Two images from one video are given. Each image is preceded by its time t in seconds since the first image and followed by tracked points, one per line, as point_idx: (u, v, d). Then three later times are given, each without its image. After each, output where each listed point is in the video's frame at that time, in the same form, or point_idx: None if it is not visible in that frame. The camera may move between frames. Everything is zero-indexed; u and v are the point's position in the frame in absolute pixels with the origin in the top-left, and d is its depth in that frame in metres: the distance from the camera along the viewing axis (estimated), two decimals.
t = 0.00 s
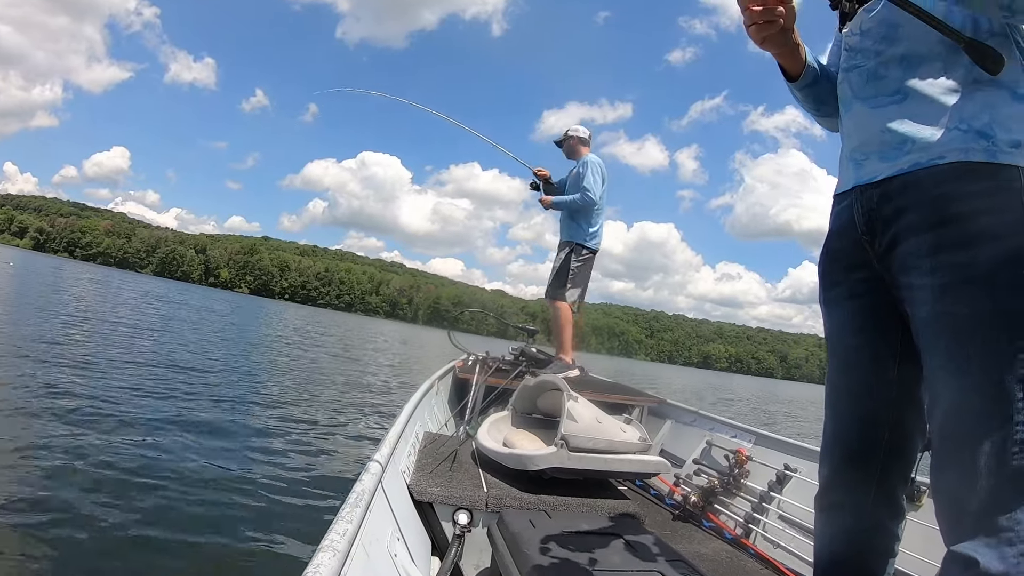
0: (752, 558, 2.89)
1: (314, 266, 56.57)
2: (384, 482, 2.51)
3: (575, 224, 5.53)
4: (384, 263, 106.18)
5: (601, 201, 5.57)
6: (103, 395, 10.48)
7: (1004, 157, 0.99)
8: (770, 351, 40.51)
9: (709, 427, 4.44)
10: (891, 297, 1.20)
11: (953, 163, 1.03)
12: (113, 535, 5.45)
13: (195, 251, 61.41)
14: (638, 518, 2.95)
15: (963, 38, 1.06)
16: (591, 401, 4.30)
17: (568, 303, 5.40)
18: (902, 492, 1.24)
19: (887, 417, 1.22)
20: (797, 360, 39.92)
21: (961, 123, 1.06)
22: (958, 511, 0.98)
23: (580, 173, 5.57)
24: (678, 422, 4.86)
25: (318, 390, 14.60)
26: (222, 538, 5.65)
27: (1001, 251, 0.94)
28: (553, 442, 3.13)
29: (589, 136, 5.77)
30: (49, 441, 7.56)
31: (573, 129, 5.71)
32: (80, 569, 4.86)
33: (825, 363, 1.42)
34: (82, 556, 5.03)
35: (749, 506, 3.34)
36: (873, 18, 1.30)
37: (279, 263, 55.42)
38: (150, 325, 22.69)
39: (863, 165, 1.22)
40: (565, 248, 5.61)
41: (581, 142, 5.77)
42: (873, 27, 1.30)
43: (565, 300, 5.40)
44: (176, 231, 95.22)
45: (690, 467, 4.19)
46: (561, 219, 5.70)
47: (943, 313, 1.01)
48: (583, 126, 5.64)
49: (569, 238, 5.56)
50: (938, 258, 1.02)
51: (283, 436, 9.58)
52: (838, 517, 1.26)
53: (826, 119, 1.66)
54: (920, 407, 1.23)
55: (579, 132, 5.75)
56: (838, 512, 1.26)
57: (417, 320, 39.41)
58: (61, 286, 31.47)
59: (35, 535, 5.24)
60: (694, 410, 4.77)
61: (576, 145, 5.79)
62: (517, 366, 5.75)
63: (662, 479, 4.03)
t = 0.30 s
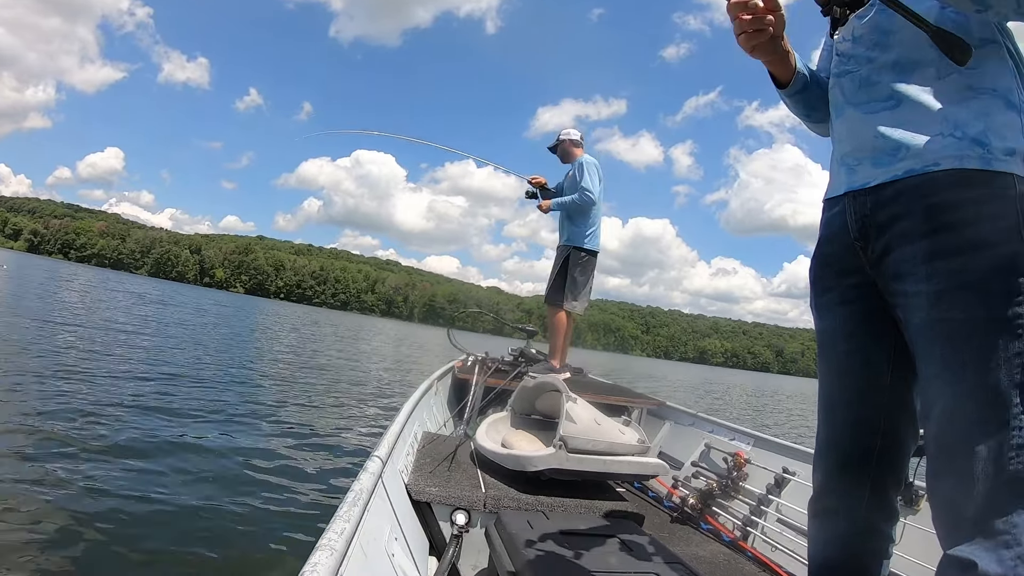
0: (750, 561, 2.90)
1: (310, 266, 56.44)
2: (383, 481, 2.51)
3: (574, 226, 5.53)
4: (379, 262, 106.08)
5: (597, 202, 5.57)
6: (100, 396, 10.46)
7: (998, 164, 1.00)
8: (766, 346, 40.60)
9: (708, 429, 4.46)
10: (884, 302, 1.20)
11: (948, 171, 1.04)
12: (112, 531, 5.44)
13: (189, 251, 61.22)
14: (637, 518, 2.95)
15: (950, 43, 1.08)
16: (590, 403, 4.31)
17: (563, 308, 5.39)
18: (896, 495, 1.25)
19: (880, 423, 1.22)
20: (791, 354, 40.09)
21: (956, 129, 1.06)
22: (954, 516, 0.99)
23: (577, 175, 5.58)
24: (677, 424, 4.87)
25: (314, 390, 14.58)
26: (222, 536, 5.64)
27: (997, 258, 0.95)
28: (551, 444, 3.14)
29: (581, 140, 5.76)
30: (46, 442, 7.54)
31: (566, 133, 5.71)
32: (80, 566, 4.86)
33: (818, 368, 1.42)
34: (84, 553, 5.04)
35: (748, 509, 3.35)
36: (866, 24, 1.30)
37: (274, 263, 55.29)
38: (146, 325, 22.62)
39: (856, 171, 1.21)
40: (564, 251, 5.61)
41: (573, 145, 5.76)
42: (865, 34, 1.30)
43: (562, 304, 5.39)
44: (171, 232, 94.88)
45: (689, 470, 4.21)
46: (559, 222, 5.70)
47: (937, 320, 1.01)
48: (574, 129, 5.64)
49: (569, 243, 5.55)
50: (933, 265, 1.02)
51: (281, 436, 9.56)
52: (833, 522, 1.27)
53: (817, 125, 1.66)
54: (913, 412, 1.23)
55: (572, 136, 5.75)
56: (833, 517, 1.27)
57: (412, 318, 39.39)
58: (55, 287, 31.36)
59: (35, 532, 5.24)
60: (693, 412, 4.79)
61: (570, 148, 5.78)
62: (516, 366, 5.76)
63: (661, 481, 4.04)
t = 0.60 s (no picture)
0: (757, 551, 2.91)
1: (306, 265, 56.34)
2: (389, 482, 2.52)
3: (574, 222, 5.53)
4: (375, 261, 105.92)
5: (597, 198, 5.57)
6: (99, 398, 10.43)
7: (1004, 152, 1.01)
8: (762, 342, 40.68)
9: (713, 422, 4.48)
10: (891, 290, 1.21)
11: (953, 159, 1.04)
12: (115, 536, 5.44)
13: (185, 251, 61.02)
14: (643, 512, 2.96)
15: (955, 35, 1.09)
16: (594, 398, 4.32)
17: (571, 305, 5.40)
18: (904, 481, 1.26)
19: (887, 411, 1.23)
20: (787, 350, 40.22)
21: (962, 119, 1.06)
22: (962, 499, 0.99)
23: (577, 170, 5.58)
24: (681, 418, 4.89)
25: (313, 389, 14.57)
26: (224, 539, 5.64)
27: (1003, 243, 0.96)
28: (556, 440, 3.14)
29: (585, 131, 5.76)
30: (46, 445, 7.52)
31: (569, 124, 5.70)
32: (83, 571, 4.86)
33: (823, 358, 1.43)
34: (87, 558, 5.04)
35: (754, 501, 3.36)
36: (871, 16, 1.30)
37: (270, 262, 55.13)
38: (141, 326, 22.53)
39: (862, 160, 1.22)
40: (564, 247, 5.61)
41: (577, 136, 5.76)
42: (870, 26, 1.30)
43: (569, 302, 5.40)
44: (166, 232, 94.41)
45: (694, 463, 4.23)
46: (559, 218, 5.69)
47: (945, 304, 1.02)
48: (578, 120, 5.64)
49: (570, 238, 5.55)
50: (941, 250, 1.03)
51: (281, 436, 9.56)
52: (841, 510, 1.27)
53: (815, 114, 1.67)
54: (919, 399, 1.24)
55: (575, 127, 5.74)
56: (842, 505, 1.27)
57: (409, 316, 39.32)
58: (50, 288, 31.20)
59: (37, 537, 5.23)
60: (697, 406, 4.81)
61: (573, 139, 5.78)
62: (518, 364, 5.78)
63: (667, 475, 4.05)
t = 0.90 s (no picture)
0: (763, 544, 2.93)
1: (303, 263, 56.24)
2: (394, 481, 2.51)
3: (572, 218, 5.53)
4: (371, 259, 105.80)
5: (597, 194, 5.58)
6: (96, 396, 10.38)
7: (1006, 143, 1.01)
8: (758, 342, 40.79)
9: (716, 416, 4.50)
10: (897, 281, 1.22)
11: (957, 150, 1.05)
12: (115, 534, 5.43)
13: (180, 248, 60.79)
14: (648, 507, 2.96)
15: (956, 32, 1.11)
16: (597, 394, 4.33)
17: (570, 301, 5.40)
18: (911, 472, 1.26)
19: (893, 401, 1.24)
20: (782, 351, 40.30)
21: (966, 110, 1.07)
22: (966, 487, 1.00)
23: (577, 164, 5.58)
24: (685, 412, 4.91)
25: (311, 387, 14.55)
26: (224, 537, 5.64)
27: (1005, 232, 0.97)
28: (561, 435, 3.15)
29: (587, 124, 5.76)
30: (43, 443, 7.49)
31: (570, 117, 5.70)
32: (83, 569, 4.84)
33: (829, 350, 1.43)
34: (87, 555, 5.03)
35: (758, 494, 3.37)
36: (876, 10, 1.31)
37: (266, 260, 54.98)
38: (137, 324, 22.43)
39: (867, 152, 1.22)
40: (562, 242, 5.62)
41: (579, 129, 5.76)
42: (875, 19, 1.31)
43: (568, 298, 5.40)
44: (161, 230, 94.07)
45: (698, 457, 4.25)
46: (559, 213, 5.69)
47: (949, 292, 1.03)
48: (579, 113, 5.64)
49: (568, 234, 5.55)
50: (945, 239, 1.04)
51: (279, 434, 9.55)
52: (848, 500, 1.28)
53: (813, 98, 1.68)
54: (925, 389, 1.25)
55: (576, 119, 5.74)
56: (848, 496, 1.28)
57: (406, 315, 39.30)
58: (45, 286, 31.04)
59: (36, 535, 5.22)
60: (700, 399, 4.83)
61: (574, 132, 5.78)
62: (521, 362, 5.78)
63: (671, 469, 4.06)
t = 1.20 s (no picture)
0: (761, 546, 2.93)
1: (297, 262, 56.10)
2: (392, 480, 2.51)
3: (568, 218, 5.54)
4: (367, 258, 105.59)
5: (592, 194, 5.59)
6: (88, 393, 10.32)
7: (1008, 145, 1.02)
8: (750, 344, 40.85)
9: (715, 417, 4.51)
10: (897, 282, 1.22)
11: (961, 151, 1.05)
12: (108, 531, 5.39)
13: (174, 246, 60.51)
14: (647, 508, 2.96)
15: (956, 30, 1.13)
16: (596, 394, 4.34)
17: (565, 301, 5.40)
18: (910, 474, 1.27)
19: (893, 401, 1.24)
20: (776, 353, 40.43)
21: (968, 111, 1.08)
22: (966, 489, 1.00)
23: (573, 164, 5.59)
24: (684, 412, 4.92)
25: (306, 386, 14.51)
26: (219, 535, 5.62)
27: (1007, 234, 0.97)
28: (560, 435, 3.14)
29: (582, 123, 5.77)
30: (35, 440, 7.43)
31: (566, 115, 5.70)
32: (76, 566, 4.81)
33: (829, 351, 1.44)
34: (80, 553, 4.99)
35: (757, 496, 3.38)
36: (879, 10, 1.32)
37: (259, 259, 54.74)
38: (129, 321, 22.29)
39: (868, 152, 1.23)
40: (558, 242, 5.63)
41: (574, 128, 5.76)
42: (878, 18, 1.32)
43: (563, 297, 5.40)
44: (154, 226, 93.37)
45: (697, 457, 4.26)
46: (555, 212, 5.70)
47: (950, 294, 1.03)
48: (575, 111, 5.65)
49: (564, 233, 5.57)
50: (947, 240, 1.04)
51: (274, 433, 9.51)
52: (847, 502, 1.28)
53: (809, 94, 1.67)
54: (926, 390, 1.25)
55: (572, 117, 5.74)
56: (847, 498, 1.28)
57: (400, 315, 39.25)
58: (37, 283, 30.82)
59: (29, 532, 5.17)
60: (699, 400, 4.84)
61: (570, 130, 5.78)
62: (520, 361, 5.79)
63: (670, 469, 4.07)
